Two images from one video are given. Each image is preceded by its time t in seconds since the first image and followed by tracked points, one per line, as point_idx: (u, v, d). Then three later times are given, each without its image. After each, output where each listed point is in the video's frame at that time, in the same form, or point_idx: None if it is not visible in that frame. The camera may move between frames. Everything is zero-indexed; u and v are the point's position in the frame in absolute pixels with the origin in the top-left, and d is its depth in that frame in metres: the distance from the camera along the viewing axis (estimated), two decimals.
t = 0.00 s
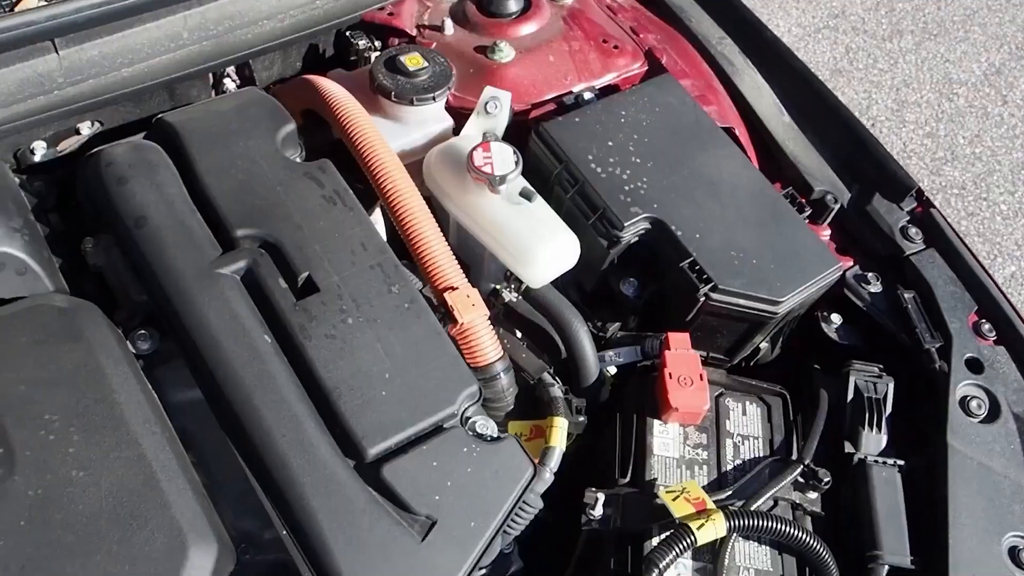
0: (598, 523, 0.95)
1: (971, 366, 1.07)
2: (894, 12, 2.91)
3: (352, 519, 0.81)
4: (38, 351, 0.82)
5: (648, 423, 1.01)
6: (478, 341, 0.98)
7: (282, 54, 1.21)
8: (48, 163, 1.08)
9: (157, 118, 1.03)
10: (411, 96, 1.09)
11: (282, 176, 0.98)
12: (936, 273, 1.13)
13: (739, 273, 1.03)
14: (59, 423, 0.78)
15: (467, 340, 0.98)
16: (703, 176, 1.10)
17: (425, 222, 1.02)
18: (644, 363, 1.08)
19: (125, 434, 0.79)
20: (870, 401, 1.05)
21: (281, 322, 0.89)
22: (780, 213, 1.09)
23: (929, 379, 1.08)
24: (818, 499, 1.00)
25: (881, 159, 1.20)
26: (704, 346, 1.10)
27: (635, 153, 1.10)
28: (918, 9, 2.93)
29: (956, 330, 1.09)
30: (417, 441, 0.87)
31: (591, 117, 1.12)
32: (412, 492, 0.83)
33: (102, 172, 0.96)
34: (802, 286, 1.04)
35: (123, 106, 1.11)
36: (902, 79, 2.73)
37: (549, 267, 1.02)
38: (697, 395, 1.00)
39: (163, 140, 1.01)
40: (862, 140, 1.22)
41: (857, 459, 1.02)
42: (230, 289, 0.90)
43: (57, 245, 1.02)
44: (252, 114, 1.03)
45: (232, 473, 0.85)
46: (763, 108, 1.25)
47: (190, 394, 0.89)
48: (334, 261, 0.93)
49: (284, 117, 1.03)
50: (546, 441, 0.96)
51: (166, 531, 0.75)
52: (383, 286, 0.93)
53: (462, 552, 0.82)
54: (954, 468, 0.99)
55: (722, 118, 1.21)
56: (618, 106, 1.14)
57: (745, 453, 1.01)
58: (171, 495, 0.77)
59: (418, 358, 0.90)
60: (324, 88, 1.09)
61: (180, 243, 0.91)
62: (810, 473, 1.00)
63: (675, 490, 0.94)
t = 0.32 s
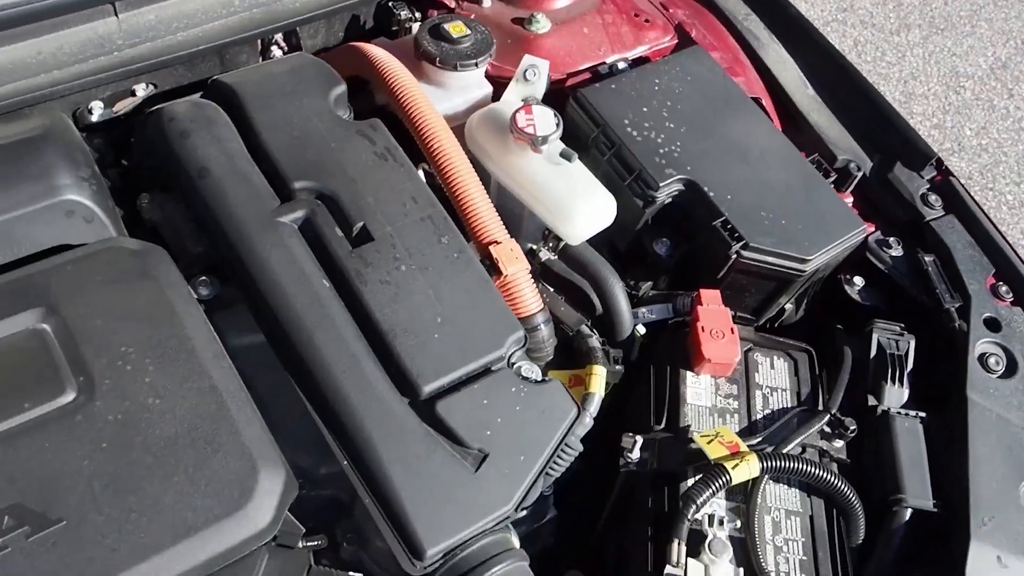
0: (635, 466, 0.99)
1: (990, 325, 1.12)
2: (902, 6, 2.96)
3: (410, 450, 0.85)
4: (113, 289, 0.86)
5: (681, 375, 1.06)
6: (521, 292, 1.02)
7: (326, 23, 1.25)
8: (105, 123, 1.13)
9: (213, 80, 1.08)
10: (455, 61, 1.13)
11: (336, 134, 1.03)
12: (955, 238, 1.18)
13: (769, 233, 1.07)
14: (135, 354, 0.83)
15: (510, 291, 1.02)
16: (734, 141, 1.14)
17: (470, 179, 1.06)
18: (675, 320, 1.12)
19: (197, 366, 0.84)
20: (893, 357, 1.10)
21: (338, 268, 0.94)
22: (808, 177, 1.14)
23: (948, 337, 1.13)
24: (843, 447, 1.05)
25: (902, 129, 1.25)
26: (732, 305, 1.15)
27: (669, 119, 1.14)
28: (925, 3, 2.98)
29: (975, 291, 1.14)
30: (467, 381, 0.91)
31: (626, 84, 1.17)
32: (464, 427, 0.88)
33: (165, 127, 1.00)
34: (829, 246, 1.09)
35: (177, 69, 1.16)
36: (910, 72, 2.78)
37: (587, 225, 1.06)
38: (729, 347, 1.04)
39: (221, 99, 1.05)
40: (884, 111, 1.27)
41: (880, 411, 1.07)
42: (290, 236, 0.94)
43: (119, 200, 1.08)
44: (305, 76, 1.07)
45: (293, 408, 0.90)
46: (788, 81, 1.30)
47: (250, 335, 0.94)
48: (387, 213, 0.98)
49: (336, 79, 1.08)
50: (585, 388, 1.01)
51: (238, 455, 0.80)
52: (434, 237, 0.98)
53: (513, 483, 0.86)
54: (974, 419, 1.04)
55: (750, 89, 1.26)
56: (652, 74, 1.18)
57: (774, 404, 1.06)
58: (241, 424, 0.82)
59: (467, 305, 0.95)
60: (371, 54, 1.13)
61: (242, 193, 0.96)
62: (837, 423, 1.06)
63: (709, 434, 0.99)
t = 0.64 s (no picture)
0: (682, 398, 1.05)
1: (1012, 271, 1.18)
2: None
3: (479, 375, 0.91)
4: (200, 226, 0.92)
5: (722, 316, 1.12)
6: (572, 238, 1.08)
7: None
8: (170, 84, 1.19)
9: (276, 41, 1.14)
10: (503, 24, 1.18)
11: (396, 88, 1.09)
12: (977, 190, 1.24)
13: (804, 182, 1.14)
14: (224, 285, 0.89)
15: (561, 237, 1.08)
16: (768, 98, 1.21)
17: (522, 132, 1.12)
18: (713, 269, 1.19)
19: (282, 296, 0.89)
20: (921, 301, 1.16)
21: (405, 210, 1.00)
22: (838, 131, 1.20)
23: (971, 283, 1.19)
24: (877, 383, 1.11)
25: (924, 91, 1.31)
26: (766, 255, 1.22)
27: (706, 77, 1.20)
28: None
29: (997, 239, 1.20)
30: (528, 315, 0.98)
31: (664, 46, 1.23)
32: (528, 355, 0.94)
33: (236, 82, 1.06)
34: (860, 195, 1.14)
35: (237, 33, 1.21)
36: (915, 58, 2.85)
37: (632, 175, 1.12)
38: (768, 289, 1.10)
39: (286, 57, 1.11)
40: (907, 73, 1.34)
41: (911, 349, 1.13)
42: (359, 181, 1.00)
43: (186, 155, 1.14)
44: (364, 36, 1.14)
45: (366, 340, 0.95)
46: (815, 47, 1.36)
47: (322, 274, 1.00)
48: (448, 161, 1.04)
49: (393, 40, 1.15)
50: (634, 326, 1.06)
51: (324, 376, 0.86)
52: (492, 183, 1.04)
53: (576, 407, 0.92)
54: (999, 356, 1.10)
55: (779, 52, 1.32)
56: (688, 37, 1.25)
57: (810, 343, 1.12)
58: (325, 348, 0.87)
59: (526, 245, 1.01)
60: (424, 17, 1.19)
61: (312, 142, 1.02)
62: (870, 359, 1.11)
63: (752, 368, 1.05)
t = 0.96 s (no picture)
0: (740, 337, 1.11)
1: None
2: None
3: (558, 307, 0.97)
4: (297, 169, 0.98)
5: (774, 265, 1.18)
6: (633, 188, 1.14)
7: None
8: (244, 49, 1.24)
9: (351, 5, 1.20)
10: None
11: (467, 48, 1.15)
12: (1010, 149, 1.31)
13: (850, 137, 1.20)
14: (322, 222, 0.95)
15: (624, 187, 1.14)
16: (813, 61, 1.27)
17: (583, 90, 1.18)
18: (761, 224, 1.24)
19: (375, 233, 0.96)
20: (960, 252, 1.23)
21: (482, 159, 1.06)
22: (880, 92, 1.26)
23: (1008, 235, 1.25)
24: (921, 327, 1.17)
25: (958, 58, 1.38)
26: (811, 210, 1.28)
27: (754, 41, 1.27)
28: None
29: None
30: (597, 257, 1.03)
31: (714, 12, 1.29)
32: (602, 290, 1.00)
33: (318, 41, 1.13)
34: (902, 150, 1.21)
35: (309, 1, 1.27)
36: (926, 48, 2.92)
37: (687, 131, 1.19)
38: (818, 238, 1.17)
39: (361, 20, 1.18)
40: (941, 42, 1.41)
41: (952, 296, 1.19)
42: (438, 132, 1.06)
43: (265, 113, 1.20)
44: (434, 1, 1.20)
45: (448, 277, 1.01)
46: (852, 17, 1.43)
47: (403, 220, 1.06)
48: (519, 114, 1.10)
49: (460, 4, 1.21)
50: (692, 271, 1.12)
51: (417, 304, 0.92)
52: (561, 135, 1.10)
53: (648, 338, 0.98)
54: None
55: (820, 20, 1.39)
56: (736, 4, 1.31)
57: (857, 289, 1.18)
58: (417, 280, 0.94)
59: (595, 191, 1.07)
60: None
61: (393, 96, 1.08)
62: (915, 304, 1.18)
63: (805, 310, 1.12)
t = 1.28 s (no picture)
0: (792, 283, 1.16)
1: None
2: None
3: (628, 247, 1.03)
4: (382, 117, 1.04)
5: (822, 217, 1.23)
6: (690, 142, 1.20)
7: None
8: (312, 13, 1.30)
9: None
10: None
11: (531, 10, 1.21)
12: None
13: (893, 96, 1.26)
14: (407, 165, 1.01)
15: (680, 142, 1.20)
16: (855, 25, 1.33)
17: (640, 51, 1.24)
18: (806, 181, 1.29)
19: (456, 176, 1.01)
20: (999, 206, 1.33)
21: (550, 111, 1.12)
22: (919, 55, 1.32)
23: None
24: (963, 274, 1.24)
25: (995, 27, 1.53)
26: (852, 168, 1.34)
27: (800, 7, 1.33)
28: None
29: None
30: (661, 202, 1.09)
31: None
32: (668, 232, 1.05)
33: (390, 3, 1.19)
34: (943, 109, 1.27)
35: None
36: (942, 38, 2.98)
37: (739, 90, 1.25)
38: (864, 190, 1.22)
39: None
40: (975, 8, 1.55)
41: (993, 248, 1.30)
42: (508, 86, 1.12)
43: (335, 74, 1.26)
44: None
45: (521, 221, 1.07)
46: None
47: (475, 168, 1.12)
48: (583, 71, 1.16)
49: None
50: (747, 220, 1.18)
51: (499, 240, 0.97)
52: (623, 90, 1.16)
53: (713, 276, 1.04)
54: None
55: None
56: None
57: (902, 241, 1.25)
58: (497, 219, 0.99)
59: (658, 142, 1.13)
60: None
61: (465, 52, 1.13)
62: (958, 252, 1.24)
63: (855, 255, 1.17)
